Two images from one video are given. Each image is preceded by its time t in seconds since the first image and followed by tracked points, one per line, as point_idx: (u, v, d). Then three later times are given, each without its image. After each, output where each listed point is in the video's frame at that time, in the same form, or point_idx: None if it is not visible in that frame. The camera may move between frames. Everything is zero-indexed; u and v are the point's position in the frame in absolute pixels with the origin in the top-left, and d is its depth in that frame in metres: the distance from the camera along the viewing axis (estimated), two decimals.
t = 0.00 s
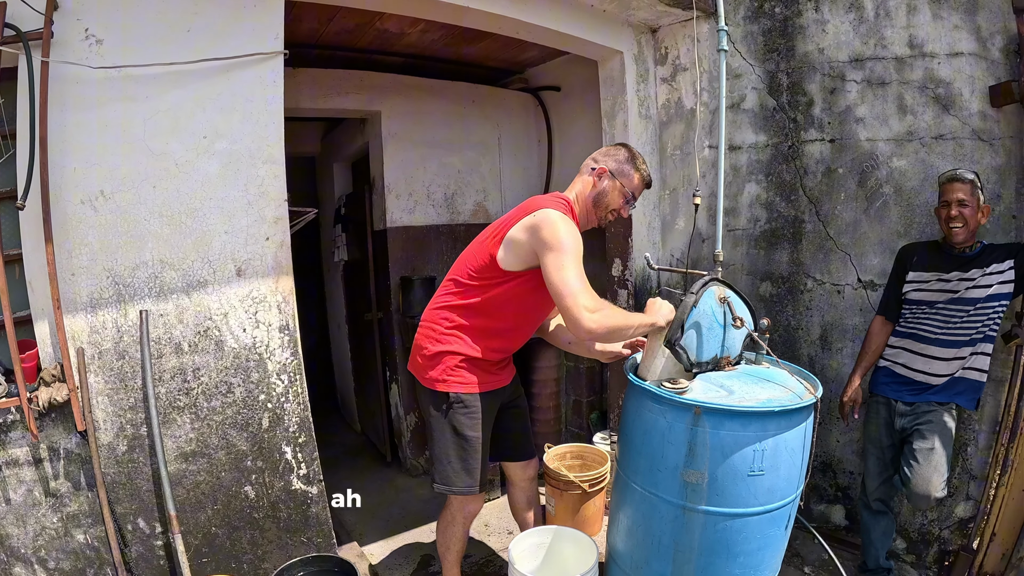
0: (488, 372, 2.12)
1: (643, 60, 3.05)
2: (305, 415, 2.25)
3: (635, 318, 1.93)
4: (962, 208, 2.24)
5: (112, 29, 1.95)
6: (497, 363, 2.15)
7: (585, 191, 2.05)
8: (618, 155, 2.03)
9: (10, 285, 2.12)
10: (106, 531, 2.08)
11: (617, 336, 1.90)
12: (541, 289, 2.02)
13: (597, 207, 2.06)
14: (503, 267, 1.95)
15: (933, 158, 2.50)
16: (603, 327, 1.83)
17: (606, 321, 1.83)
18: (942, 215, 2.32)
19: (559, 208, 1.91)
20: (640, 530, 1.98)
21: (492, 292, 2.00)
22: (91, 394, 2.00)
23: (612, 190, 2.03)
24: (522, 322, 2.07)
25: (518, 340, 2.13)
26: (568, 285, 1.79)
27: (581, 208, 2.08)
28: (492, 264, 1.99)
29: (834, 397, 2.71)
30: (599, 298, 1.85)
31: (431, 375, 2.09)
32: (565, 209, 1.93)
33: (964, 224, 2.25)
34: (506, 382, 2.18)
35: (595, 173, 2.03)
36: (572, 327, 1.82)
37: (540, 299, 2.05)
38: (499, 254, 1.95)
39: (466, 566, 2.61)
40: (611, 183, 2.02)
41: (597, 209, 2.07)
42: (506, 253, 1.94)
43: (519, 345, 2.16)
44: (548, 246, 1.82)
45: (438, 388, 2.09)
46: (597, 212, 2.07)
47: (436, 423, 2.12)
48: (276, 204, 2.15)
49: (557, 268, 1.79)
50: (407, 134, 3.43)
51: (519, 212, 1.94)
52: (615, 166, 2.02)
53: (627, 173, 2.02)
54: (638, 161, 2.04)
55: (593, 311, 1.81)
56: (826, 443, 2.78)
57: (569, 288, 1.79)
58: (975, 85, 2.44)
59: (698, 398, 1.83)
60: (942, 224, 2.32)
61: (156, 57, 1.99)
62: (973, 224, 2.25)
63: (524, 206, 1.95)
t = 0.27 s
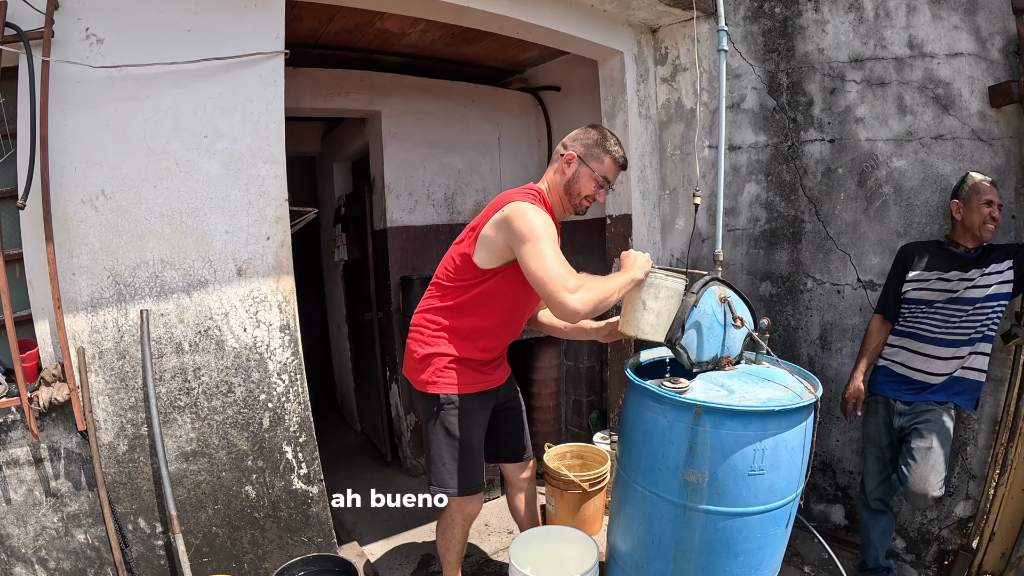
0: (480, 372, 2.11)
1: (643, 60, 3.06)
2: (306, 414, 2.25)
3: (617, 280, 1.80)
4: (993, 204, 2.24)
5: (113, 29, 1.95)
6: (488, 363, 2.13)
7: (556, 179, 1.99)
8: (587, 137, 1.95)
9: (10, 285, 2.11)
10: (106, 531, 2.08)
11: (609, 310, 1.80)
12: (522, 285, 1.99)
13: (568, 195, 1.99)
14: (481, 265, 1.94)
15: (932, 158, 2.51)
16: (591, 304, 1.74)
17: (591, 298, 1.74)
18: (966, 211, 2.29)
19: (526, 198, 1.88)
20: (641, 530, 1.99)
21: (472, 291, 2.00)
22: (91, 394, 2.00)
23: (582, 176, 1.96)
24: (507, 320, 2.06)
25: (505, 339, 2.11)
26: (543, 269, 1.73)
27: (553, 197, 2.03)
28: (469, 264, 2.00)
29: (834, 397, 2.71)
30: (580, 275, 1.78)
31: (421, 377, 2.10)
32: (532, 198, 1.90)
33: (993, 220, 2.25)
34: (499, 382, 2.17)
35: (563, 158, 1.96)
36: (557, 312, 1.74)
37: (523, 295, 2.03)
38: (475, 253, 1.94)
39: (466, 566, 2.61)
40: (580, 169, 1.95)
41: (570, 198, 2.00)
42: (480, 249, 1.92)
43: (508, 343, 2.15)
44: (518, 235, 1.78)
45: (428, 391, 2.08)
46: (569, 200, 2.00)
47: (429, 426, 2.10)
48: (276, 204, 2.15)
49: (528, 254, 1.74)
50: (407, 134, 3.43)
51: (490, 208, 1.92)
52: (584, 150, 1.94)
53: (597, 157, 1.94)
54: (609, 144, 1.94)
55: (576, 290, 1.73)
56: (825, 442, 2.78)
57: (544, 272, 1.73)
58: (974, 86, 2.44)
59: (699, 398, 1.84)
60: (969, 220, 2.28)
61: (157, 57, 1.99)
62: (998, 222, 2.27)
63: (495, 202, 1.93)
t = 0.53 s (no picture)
0: (468, 373, 2.10)
1: (642, 60, 3.06)
2: (304, 414, 2.25)
3: (576, 269, 1.84)
4: (1004, 212, 2.23)
5: (112, 30, 1.95)
6: (476, 364, 2.13)
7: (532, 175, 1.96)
8: (566, 135, 1.92)
9: (9, 285, 2.11)
10: (105, 531, 2.08)
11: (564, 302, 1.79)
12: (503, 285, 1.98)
13: (542, 192, 1.95)
14: (456, 263, 1.94)
15: (930, 158, 2.51)
16: (546, 296, 1.72)
17: (547, 290, 1.72)
18: (975, 214, 2.26)
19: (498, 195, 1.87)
20: (639, 530, 1.99)
21: (451, 291, 2.01)
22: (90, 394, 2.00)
23: (557, 173, 1.92)
24: (491, 320, 2.04)
25: (490, 339, 2.10)
26: (501, 258, 1.71)
27: (528, 195, 1.99)
28: (447, 265, 2.01)
29: (832, 397, 2.72)
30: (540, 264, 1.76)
31: (406, 379, 2.10)
32: (505, 195, 1.88)
33: (1001, 227, 2.24)
34: (488, 383, 2.16)
35: (540, 154, 1.93)
36: (511, 301, 1.71)
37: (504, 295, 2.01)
38: (451, 250, 1.95)
39: (465, 565, 2.61)
40: (556, 166, 1.91)
41: (545, 196, 1.96)
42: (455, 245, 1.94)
43: (494, 344, 2.13)
44: (484, 228, 1.78)
45: (414, 392, 2.09)
46: (543, 198, 1.96)
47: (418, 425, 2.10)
48: (275, 205, 2.15)
49: (490, 245, 1.74)
50: (406, 134, 3.43)
51: (465, 204, 1.94)
52: (561, 147, 1.91)
53: (574, 155, 1.90)
54: (588, 141, 1.90)
55: (532, 280, 1.71)
56: (824, 442, 2.78)
57: (502, 261, 1.71)
58: (973, 86, 2.45)
59: (697, 398, 1.84)
60: (979, 223, 2.26)
61: (156, 58, 1.99)
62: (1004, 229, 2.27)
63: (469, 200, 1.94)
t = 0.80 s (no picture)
0: (452, 376, 2.10)
1: (642, 60, 3.06)
2: (305, 414, 2.26)
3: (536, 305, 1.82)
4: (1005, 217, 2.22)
5: (113, 30, 1.95)
6: (461, 368, 2.13)
7: (526, 188, 1.96)
8: (561, 149, 1.92)
9: (10, 284, 2.12)
10: (106, 531, 2.08)
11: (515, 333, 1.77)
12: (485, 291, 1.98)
13: (537, 206, 1.96)
14: (439, 270, 1.96)
15: (930, 159, 2.51)
16: (498, 321, 1.70)
17: (500, 315, 1.70)
18: (976, 218, 2.26)
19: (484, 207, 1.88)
20: (639, 529, 1.99)
21: (433, 295, 2.02)
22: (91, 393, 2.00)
23: (552, 188, 1.92)
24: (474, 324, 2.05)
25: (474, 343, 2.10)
26: (465, 274, 1.70)
27: (523, 208, 1.99)
28: (430, 269, 2.03)
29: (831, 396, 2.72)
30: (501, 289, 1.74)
31: (390, 380, 2.11)
32: (492, 208, 1.89)
33: (1001, 231, 2.24)
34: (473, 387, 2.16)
35: (535, 168, 1.93)
36: (463, 318, 1.69)
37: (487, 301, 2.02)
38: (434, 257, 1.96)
39: (465, 565, 2.62)
40: (551, 180, 1.92)
41: (539, 210, 1.97)
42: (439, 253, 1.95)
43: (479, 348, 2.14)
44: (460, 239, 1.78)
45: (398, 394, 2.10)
46: (537, 211, 1.97)
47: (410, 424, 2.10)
48: (276, 205, 2.16)
49: (460, 258, 1.73)
50: (406, 134, 3.44)
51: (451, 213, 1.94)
52: (557, 161, 1.92)
53: (570, 170, 1.91)
54: (584, 155, 1.91)
55: (488, 303, 1.69)
56: (823, 442, 2.79)
57: (464, 277, 1.70)
58: (972, 87, 2.45)
59: (696, 398, 1.85)
60: (979, 229, 2.25)
61: (157, 58, 2.00)
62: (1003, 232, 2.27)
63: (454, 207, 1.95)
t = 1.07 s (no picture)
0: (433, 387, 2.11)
1: (641, 61, 3.07)
2: (305, 414, 2.26)
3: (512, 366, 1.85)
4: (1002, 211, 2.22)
5: (113, 30, 1.96)
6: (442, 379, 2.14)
7: (526, 224, 1.92)
8: (566, 189, 1.87)
9: (11, 284, 2.12)
10: (106, 530, 2.08)
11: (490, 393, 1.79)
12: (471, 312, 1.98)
13: (536, 243, 1.92)
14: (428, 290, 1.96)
15: (929, 159, 2.52)
16: (476, 379, 1.72)
17: (480, 373, 1.72)
18: (974, 215, 2.25)
19: (480, 240, 1.86)
20: (638, 528, 1.99)
21: (421, 307, 2.03)
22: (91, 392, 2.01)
23: (553, 227, 1.88)
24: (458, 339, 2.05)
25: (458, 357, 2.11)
26: (451, 325, 1.70)
27: (521, 241, 1.95)
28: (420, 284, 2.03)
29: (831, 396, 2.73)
30: (484, 348, 1.75)
31: (371, 384, 2.13)
32: (487, 243, 1.86)
33: (999, 226, 2.24)
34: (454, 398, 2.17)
35: (538, 205, 1.88)
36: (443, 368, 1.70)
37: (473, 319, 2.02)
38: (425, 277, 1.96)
39: (465, 565, 2.62)
40: (553, 220, 1.87)
41: (538, 246, 1.93)
42: (430, 276, 1.93)
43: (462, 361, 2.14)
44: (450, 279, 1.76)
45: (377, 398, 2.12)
46: (536, 248, 1.93)
47: (392, 424, 2.09)
48: (276, 205, 2.16)
49: (449, 304, 1.72)
50: (406, 135, 3.44)
51: (447, 238, 1.92)
52: (560, 201, 1.87)
53: (573, 211, 1.86)
54: (589, 196, 1.85)
55: (469, 358, 1.70)
56: (822, 441, 2.79)
57: (451, 326, 1.70)
58: (970, 87, 2.46)
59: (695, 397, 1.85)
60: (977, 226, 2.25)
61: (157, 58, 2.00)
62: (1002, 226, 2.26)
63: (451, 232, 1.93)
